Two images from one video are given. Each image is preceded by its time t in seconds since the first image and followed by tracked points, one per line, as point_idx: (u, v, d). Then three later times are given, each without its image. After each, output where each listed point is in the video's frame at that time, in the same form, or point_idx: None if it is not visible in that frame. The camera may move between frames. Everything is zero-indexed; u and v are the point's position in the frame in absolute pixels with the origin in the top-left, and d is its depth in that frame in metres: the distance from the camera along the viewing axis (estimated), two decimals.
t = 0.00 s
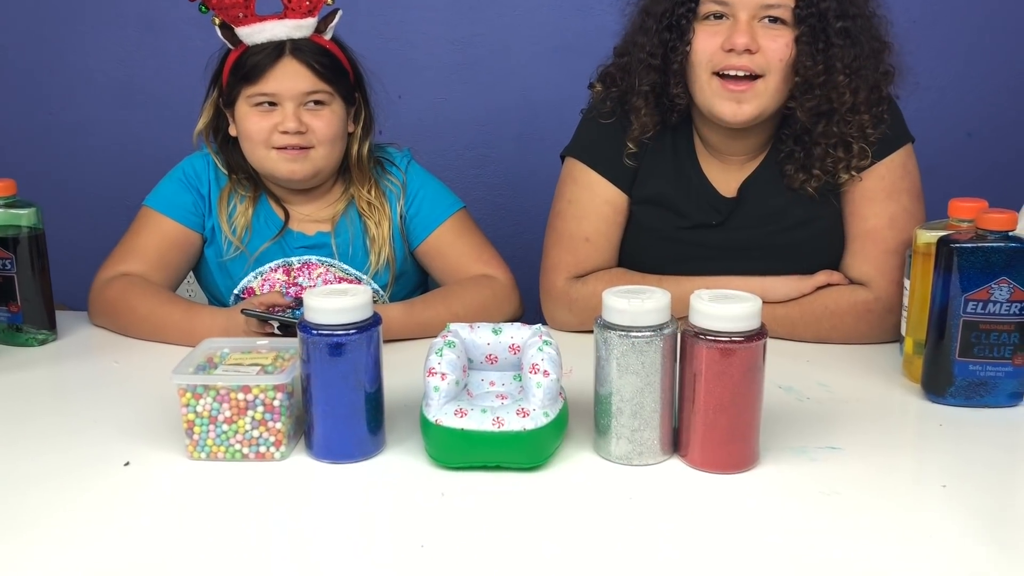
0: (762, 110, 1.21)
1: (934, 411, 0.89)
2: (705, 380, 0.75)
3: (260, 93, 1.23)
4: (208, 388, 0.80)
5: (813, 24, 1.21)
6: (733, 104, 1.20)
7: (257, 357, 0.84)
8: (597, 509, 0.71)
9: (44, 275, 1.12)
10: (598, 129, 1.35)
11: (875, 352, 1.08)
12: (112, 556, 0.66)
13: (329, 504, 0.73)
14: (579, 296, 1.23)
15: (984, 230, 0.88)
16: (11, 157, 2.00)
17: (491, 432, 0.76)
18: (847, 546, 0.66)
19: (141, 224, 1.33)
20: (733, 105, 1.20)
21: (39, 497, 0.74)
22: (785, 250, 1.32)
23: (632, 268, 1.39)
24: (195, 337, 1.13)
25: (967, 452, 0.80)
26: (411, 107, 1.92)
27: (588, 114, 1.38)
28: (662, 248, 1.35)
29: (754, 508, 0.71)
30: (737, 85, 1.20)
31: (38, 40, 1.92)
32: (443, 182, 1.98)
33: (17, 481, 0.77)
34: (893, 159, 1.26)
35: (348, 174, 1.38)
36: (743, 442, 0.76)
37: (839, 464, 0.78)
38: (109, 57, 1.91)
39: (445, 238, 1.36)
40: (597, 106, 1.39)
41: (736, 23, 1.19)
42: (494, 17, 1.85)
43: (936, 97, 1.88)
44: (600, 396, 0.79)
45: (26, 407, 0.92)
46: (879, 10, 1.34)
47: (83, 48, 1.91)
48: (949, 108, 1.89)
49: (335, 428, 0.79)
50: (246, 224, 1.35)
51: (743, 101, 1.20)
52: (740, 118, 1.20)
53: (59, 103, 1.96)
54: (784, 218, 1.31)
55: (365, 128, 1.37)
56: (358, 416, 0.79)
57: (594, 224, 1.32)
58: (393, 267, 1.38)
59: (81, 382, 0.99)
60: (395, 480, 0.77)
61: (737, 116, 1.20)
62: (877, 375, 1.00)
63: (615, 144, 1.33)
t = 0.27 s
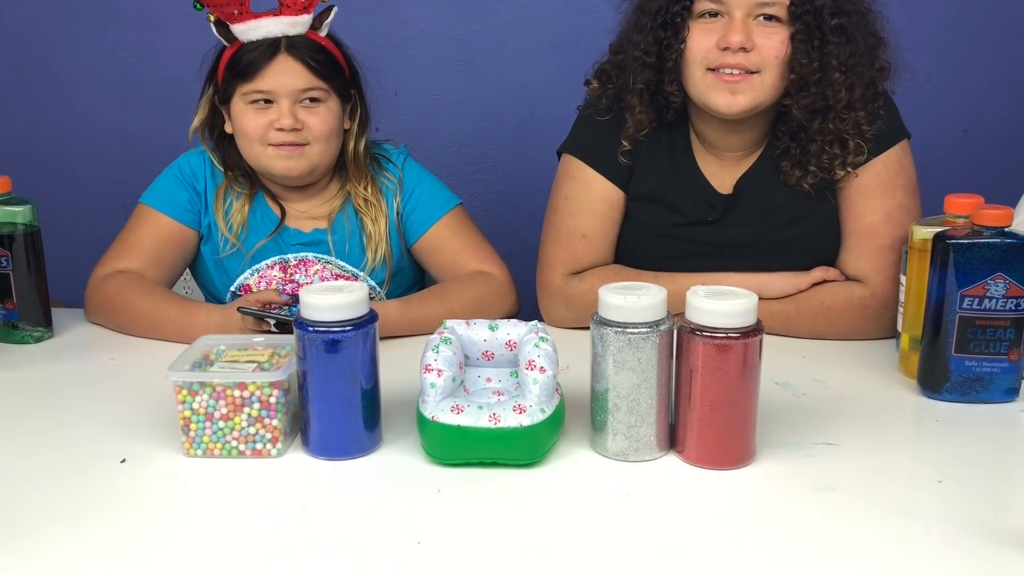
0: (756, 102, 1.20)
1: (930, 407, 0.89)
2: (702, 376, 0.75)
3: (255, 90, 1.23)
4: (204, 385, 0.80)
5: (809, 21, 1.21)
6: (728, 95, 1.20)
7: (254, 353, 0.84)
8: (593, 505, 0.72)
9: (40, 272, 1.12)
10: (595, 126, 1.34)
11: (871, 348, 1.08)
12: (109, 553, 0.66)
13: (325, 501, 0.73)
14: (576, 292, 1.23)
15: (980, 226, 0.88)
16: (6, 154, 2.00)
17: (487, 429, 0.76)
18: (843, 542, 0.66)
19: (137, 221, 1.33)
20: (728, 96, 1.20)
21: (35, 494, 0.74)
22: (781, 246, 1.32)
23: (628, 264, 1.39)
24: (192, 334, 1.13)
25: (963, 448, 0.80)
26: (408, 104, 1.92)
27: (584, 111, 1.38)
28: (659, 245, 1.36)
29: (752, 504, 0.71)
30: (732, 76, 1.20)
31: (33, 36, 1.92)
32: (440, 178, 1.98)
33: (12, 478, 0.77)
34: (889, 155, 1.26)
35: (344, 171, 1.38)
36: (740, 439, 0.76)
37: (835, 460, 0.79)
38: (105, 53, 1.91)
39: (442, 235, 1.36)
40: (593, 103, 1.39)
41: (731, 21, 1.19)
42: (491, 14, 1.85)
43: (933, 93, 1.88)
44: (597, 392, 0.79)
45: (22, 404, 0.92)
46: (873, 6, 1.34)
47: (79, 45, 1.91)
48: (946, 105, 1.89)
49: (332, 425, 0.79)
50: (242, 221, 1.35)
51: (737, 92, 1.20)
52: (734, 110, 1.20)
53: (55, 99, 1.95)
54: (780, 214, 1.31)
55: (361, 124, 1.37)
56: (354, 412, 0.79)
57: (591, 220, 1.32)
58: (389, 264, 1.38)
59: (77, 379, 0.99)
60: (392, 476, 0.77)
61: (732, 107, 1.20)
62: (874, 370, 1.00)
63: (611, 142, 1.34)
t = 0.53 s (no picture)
0: (751, 107, 1.21)
1: (928, 404, 0.89)
2: (700, 374, 0.75)
3: (252, 88, 1.23)
4: (202, 383, 0.79)
5: (801, 26, 1.20)
6: (724, 102, 1.20)
7: (251, 352, 0.84)
8: (591, 503, 0.72)
9: (36, 270, 1.11)
10: (592, 125, 1.34)
11: (869, 345, 1.08)
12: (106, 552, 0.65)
13: (323, 499, 0.73)
14: (573, 290, 1.23)
15: (978, 223, 0.88)
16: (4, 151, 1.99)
17: (485, 426, 0.76)
18: (841, 539, 0.66)
19: (134, 219, 1.33)
20: (724, 102, 1.20)
21: (32, 493, 0.74)
22: (777, 244, 1.33)
23: (625, 261, 1.39)
24: (189, 332, 1.13)
25: (961, 445, 0.80)
26: (406, 101, 1.92)
27: (582, 109, 1.38)
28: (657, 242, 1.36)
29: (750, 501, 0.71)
30: (727, 82, 1.20)
31: (30, 33, 1.91)
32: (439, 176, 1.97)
33: (9, 477, 0.77)
34: (887, 152, 1.26)
35: (341, 169, 1.38)
36: (738, 436, 0.76)
37: (834, 457, 0.79)
38: (102, 50, 1.90)
39: (439, 233, 1.36)
40: (591, 102, 1.39)
41: (725, 26, 1.18)
42: (489, 11, 1.84)
43: (932, 90, 1.88)
44: (595, 390, 0.79)
45: (19, 402, 0.92)
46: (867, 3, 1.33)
47: (76, 42, 1.90)
48: (945, 101, 1.89)
49: (329, 424, 0.79)
50: (240, 219, 1.35)
51: (733, 98, 1.20)
52: (730, 116, 1.20)
53: (52, 97, 1.95)
54: (778, 212, 1.31)
55: (358, 121, 1.37)
56: (352, 410, 0.79)
57: (588, 217, 1.32)
58: (387, 262, 1.38)
59: (75, 377, 0.99)
60: (390, 474, 0.77)
61: (728, 113, 1.20)
62: (872, 368, 1.00)
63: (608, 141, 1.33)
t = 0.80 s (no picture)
0: (760, 105, 1.24)
1: (928, 401, 0.89)
2: (700, 371, 0.75)
3: (250, 85, 1.22)
4: (199, 381, 0.79)
5: (810, 25, 1.22)
6: (732, 101, 1.23)
7: (248, 349, 0.83)
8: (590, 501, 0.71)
9: (33, 267, 1.11)
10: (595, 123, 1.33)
11: (869, 342, 1.08)
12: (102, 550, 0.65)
13: (321, 497, 0.73)
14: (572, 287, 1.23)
15: (978, 219, 0.87)
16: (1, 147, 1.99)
17: (484, 424, 0.75)
18: (841, 536, 0.66)
19: (131, 216, 1.32)
20: (733, 102, 1.23)
21: (29, 491, 0.74)
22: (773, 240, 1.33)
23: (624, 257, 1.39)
24: (186, 329, 1.12)
25: (961, 442, 0.80)
26: (404, 97, 1.91)
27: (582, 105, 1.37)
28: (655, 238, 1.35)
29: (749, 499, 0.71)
30: (734, 82, 1.22)
31: (28, 29, 1.90)
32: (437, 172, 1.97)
33: (5, 475, 0.76)
34: (889, 147, 1.27)
35: (338, 165, 1.37)
36: (737, 434, 0.76)
37: (834, 454, 0.78)
38: (100, 46, 1.89)
39: (438, 229, 1.35)
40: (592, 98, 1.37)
41: (732, 26, 1.20)
42: (488, 7, 1.84)
43: (931, 86, 1.88)
44: (593, 387, 0.78)
45: (15, 400, 0.92)
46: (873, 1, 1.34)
47: (73, 38, 1.90)
48: (945, 98, 1.88)
49: (327, 421, 0.78)
50: (237, 216, 1.34)
51: (741, 98, 1.23)
52: (737, 114, 1.24)
53: (49, 93, 1.94)
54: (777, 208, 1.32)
55: (356, 117, 1.36)
56: (350, 408, 0.79)
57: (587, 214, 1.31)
58: (386, 258, 1.38)
59: (72, 375, 0.98)
60: (388, 472, 0.77)
61: (736, 112, 1.24)
62: (872, 364, 1.00)
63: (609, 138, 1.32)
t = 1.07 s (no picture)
0: (721, 100, 1.20)
1: (927, 399, 0.89)
2: (699, 370, 0.75)
3: (249, 84, 1.22)
4: (200, 379, 0.79)
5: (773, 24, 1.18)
6: (693, 92, 1.20)
7: (249, 348, 0.83)
8: (591, 499, 0.71)
9: (33, 265, 1.11)
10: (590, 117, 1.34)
11: (868, 340, 1.08)
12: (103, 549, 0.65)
13: (322, 495, 0.73)
14: (572, 285, 1.23)
15: (978, 218, 0.87)
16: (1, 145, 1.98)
17: (484, 423, 0.75)
18: (839, 535, 0.66)
19: (131, 214, 1.32)
20: (693, 93, 1.20)
21: (30, 489, 0.74)
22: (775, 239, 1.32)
23: (626, 256, 1.38)
24: (187, 328, 1.12)
25: (961, 440, 0.80)
26: (404, 95, 1.91)
27: (580, 102, 1.38)
28: (656, 237, 1.35)
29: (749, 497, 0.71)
30: (697, 73, 1.19)
31: (28, 26, 1.90)
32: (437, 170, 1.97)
33: (6, 473, 0.77)
34: (887, 147, 1.26)
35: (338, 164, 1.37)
36: (738, 432, 0.76)
37: (833, 452, 0.78)
38: (100, 44, 1.89)
39: (438, 228, 1.35)
40: (590, 95, 1.38)
41: (699, 20, 1.17)
42: (488, 5, 1.84)
43: (932, 84, 1.88)
44: (594, 386, 0.79)
45: (16, 398, 0.92)
46: None
47: (73, 36, 1.90)
48: (945, 96, 1.88)
49: (327, 419, 0.78)
50: (237, 214, 1.34)
51: (702, 90, 1.20)
52: (698, 107, 1.21)
53: (50, 90, 1.94)
54: (777, 207, 1.31)
55: (356, 116, 1.36)
56: (351, 405, 0.79)
57: (587, 212, 1.31)
58: (386, 257, 1.38)
59: (73, 373, 0.98)
60: (389, 470, 0.77)
61: (697, 104, 1.20)
62: (871, 363, 1.00)
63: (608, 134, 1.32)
